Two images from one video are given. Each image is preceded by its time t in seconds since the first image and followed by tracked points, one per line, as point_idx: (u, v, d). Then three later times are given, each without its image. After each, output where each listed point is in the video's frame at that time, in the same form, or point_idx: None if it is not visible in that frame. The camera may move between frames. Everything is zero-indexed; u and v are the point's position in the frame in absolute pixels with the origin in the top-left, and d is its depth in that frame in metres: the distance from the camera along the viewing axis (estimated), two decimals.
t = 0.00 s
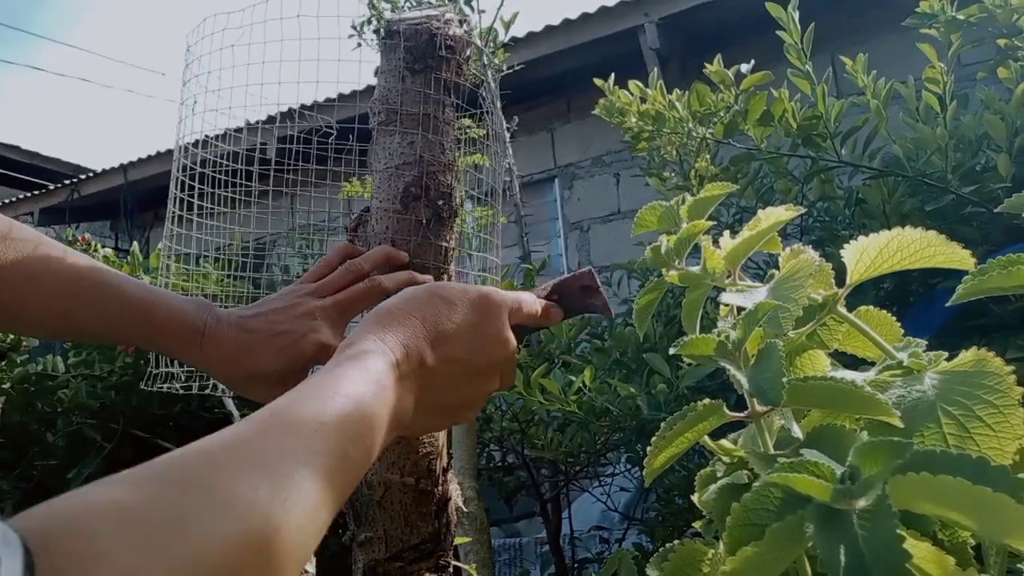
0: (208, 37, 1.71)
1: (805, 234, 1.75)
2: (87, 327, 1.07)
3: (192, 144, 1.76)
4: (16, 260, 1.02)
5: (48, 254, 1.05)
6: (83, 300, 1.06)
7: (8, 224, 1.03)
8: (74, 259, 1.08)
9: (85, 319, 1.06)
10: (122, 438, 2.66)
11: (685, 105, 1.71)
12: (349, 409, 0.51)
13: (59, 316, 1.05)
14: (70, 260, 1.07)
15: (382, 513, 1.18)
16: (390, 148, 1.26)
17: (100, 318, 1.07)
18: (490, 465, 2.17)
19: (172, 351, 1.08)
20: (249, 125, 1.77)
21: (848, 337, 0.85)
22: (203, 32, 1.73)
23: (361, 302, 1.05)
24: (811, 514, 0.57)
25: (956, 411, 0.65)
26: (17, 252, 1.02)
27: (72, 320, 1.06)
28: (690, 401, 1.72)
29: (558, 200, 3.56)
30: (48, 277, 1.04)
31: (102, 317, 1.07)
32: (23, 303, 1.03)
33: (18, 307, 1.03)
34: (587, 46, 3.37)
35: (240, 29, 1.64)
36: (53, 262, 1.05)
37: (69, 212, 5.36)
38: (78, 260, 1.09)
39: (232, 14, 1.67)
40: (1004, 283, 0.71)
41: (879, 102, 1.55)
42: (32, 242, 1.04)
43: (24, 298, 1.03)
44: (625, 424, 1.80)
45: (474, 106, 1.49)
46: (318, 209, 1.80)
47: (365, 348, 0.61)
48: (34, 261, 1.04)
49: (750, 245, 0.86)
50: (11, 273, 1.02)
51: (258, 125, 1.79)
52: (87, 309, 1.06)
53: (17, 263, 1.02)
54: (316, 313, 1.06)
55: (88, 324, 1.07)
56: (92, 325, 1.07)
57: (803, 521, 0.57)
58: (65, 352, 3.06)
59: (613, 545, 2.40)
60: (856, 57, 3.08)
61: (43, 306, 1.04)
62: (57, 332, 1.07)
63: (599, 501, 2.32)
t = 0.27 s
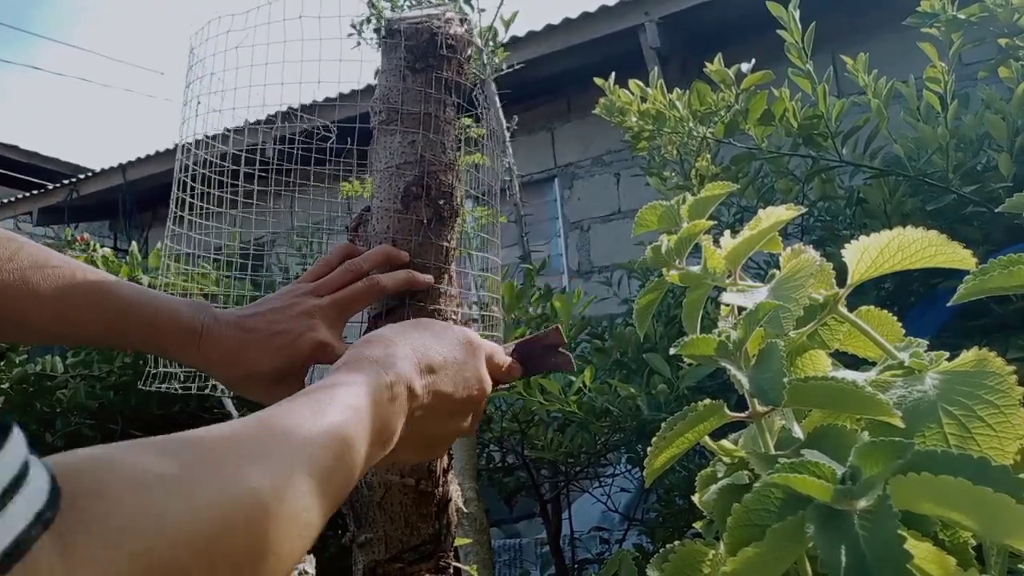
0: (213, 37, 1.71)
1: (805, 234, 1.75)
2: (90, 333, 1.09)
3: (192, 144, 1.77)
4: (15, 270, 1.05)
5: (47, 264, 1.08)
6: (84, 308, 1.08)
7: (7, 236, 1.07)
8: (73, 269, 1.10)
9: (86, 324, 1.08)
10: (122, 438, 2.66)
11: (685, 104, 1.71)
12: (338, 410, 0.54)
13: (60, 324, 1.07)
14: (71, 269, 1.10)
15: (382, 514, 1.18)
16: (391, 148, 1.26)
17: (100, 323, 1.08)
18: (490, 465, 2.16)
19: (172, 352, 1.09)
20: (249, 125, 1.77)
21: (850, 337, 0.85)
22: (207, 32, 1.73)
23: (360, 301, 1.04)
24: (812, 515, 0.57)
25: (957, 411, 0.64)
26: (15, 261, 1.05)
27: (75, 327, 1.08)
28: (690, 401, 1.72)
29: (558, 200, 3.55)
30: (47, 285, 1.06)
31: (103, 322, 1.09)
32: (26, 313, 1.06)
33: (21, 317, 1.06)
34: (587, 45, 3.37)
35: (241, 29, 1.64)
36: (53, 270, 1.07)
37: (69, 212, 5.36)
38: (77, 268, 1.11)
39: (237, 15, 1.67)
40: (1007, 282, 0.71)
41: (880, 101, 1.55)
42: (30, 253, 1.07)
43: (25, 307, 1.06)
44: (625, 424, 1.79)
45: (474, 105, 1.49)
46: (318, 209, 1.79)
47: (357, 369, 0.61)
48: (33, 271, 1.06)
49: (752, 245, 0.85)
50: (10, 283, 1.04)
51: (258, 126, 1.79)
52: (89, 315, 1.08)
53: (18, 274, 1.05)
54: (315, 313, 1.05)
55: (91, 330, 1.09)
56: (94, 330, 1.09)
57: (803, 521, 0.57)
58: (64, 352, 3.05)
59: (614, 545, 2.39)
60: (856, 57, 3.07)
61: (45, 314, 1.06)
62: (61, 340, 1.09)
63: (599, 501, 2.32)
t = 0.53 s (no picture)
0: (209, 39, 1.72)
1: (805, 234, 1.75)
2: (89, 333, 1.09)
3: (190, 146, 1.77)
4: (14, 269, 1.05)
5: (47, 264, 1.08)
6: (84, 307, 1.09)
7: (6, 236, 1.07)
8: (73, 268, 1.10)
9: (86, 324, 1.09)
10: (122, 438, 2.67)
11: (685, 105, 1.72)
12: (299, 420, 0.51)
13: (60, 323, 1.08)
14: (70, 269, 1.10)
15: (382, 513, 1.18)
16: (390, 149, 1.26)
17: (100, 323, 1.08)
18: (490, 465, 2.17)
19: (172, 352, 1.09)
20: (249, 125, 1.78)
21: (848, 336, 0.85)
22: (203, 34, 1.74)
23: (360, 300, 1.05)
24: (810, 514, 0.57)
25: (955, 411, 0.65)
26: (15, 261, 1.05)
27: (75, 326, 1.08)
28: (690, 400, 1.72)
29: (558, 200, 3.55)
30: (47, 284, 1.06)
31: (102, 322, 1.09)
32: (25, 312, 1.06)
33: (20, 316, 1.06)
34: (587, 46, 3.37)
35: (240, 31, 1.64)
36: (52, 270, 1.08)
37: (70, 212, 5.36)
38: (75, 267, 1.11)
39: (233, 15, 1.68)
40: (1005, 282, 0.71)
41: (879, 102, 1.55)
42: (30, 253, 1.07)
43: (24, 307, 1.06)
44: (625, 424, 1.80)
45: (473, 106, 1.49)
46: (317, 209, 1.80)
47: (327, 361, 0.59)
48: (33, 270, 1.06)
49: (750, 245, 0.86)
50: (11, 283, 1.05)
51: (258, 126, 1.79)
52: (89, 315, 1.08)
53: (18, 273, 1.05)
54: (314, 313, 1.05)
55: (90, 329, 1.09)
56: (93, 331, 1.09)
57: (802, 520, 0.57)
58: (64, 352, 3.06)
59: (613, 544, 2.40)
60: (855, 57, 3.08)
61: (45, 313, 1.07)
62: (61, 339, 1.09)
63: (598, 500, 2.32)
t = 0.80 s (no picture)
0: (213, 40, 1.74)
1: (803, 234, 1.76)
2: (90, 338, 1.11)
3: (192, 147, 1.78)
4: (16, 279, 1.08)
5: (47, 273, 1.11)
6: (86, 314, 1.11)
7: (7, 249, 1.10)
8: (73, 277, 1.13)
9: (86, 330, 1.11)
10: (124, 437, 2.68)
11: (683, 106, 1.73)
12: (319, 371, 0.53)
13: (63, 328, 1.10)
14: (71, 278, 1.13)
15: (382, 511, 1.19)
16: (389, 150, 1.27)
17: (101, 328, 1.10)
18: (490, 464, 2.18)
19: (173, 355, 1.10)
20: (250, 126, 1.79)
21: (846, 336, 0.86)
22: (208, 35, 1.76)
23: (360, 300, 1.05)
24: (809, 513, 0.58)
25: (954, 410, 0.65)
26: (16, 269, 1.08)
27: (76, 332, 1.11)
28: (688, 400, 1.73)
29: (558, 200, 3.56)
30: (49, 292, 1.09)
31: (103, 328, 1.11)
32: (27, 318, 1.08)
33: (18, 321, 1.08)
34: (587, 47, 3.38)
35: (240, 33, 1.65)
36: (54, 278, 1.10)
37: (72, 212, 5.38)
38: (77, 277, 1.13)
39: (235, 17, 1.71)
40: (1003, 282, 0.72)
41: (876, 104, 1.56)
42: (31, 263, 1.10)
43: (26, 313, 1.08)
44: (624, 423, 1.81)
45: (473, 108, 1.50)
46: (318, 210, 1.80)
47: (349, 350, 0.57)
48: (32, 280, 1.09)
49: (748, 246, 0.86)
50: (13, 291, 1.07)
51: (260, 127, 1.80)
52: (90, 320, 1.10)
53: (20, 283, 1.08)
54: (315, 312, 1.06)
55: (92, 335, 1.11)
56: (94, 335, 1.11)
57: (801, 519, 0.58)
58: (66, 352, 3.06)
59: (613, 543, 2.40)
60: (854, 58, 3.09)
61: (46, 319, 1.09)
62: (65, 344, 1.11)
63: (598, 499, 2.33)
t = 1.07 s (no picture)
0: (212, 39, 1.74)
1: (804, 234, 1.76)
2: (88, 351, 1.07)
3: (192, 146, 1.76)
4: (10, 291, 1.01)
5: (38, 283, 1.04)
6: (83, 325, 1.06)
7: None
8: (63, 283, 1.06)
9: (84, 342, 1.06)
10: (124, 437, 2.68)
11: (684, 105, 1.72)
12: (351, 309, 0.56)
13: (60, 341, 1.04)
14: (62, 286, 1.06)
15: (382, 512, 1.19)
16: (390, 149, 1.27)
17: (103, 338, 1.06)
18: (491, 464, 2.17)
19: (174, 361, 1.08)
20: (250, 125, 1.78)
21: (847, 336, 0.86)
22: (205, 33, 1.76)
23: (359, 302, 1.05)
24: (810, 513, 0.57)
25: (955, 410, 0.65)
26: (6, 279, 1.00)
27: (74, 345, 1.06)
28: (689, 400, 1.73)
29: (558, 200, 3.56)
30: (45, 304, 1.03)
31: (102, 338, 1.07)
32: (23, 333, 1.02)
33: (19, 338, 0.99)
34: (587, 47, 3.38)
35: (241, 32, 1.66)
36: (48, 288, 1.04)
37: (71, 212, 5.37)
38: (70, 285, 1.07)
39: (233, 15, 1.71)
40: (1004, 282, 0.72)
41: (877, 103, 1.56)
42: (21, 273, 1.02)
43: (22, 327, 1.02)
44: (624, 423, 1.80)
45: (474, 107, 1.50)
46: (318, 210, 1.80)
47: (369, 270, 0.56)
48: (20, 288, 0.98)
49: (749, 245, 0.86)
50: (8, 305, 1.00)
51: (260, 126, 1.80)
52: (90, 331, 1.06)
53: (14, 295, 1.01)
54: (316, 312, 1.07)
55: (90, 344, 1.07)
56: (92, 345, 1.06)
57: (802, 519, 0.57)
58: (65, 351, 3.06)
59: (613, 544, 2.40)
60: (854, 57, 3.09)
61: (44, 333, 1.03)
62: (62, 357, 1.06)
63: (598, 499, 2.33)
